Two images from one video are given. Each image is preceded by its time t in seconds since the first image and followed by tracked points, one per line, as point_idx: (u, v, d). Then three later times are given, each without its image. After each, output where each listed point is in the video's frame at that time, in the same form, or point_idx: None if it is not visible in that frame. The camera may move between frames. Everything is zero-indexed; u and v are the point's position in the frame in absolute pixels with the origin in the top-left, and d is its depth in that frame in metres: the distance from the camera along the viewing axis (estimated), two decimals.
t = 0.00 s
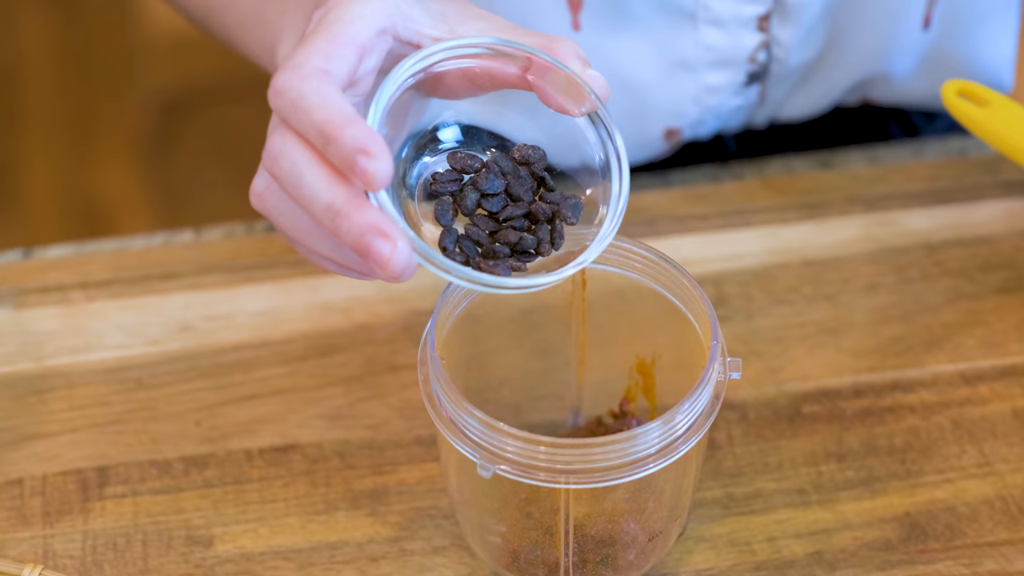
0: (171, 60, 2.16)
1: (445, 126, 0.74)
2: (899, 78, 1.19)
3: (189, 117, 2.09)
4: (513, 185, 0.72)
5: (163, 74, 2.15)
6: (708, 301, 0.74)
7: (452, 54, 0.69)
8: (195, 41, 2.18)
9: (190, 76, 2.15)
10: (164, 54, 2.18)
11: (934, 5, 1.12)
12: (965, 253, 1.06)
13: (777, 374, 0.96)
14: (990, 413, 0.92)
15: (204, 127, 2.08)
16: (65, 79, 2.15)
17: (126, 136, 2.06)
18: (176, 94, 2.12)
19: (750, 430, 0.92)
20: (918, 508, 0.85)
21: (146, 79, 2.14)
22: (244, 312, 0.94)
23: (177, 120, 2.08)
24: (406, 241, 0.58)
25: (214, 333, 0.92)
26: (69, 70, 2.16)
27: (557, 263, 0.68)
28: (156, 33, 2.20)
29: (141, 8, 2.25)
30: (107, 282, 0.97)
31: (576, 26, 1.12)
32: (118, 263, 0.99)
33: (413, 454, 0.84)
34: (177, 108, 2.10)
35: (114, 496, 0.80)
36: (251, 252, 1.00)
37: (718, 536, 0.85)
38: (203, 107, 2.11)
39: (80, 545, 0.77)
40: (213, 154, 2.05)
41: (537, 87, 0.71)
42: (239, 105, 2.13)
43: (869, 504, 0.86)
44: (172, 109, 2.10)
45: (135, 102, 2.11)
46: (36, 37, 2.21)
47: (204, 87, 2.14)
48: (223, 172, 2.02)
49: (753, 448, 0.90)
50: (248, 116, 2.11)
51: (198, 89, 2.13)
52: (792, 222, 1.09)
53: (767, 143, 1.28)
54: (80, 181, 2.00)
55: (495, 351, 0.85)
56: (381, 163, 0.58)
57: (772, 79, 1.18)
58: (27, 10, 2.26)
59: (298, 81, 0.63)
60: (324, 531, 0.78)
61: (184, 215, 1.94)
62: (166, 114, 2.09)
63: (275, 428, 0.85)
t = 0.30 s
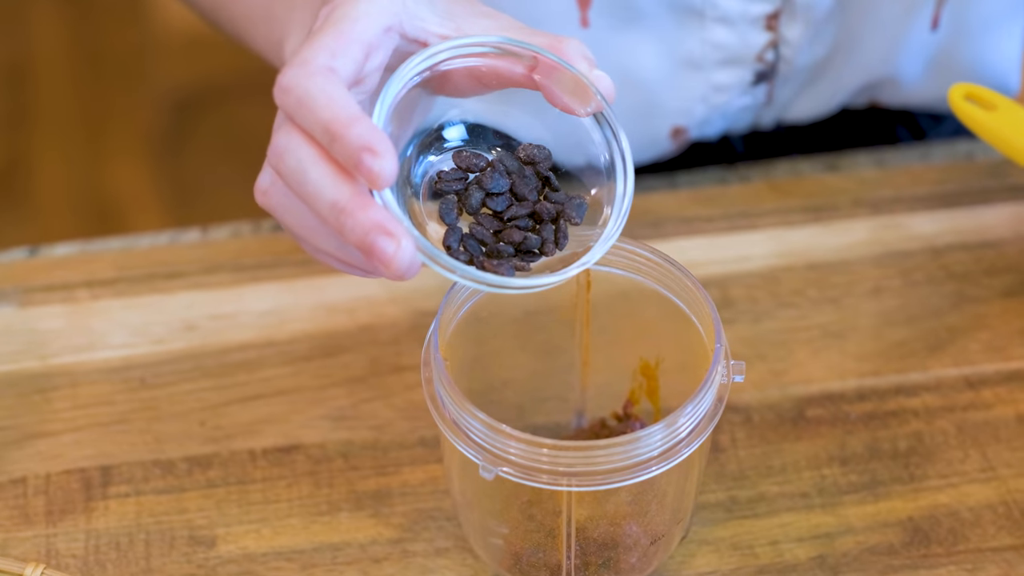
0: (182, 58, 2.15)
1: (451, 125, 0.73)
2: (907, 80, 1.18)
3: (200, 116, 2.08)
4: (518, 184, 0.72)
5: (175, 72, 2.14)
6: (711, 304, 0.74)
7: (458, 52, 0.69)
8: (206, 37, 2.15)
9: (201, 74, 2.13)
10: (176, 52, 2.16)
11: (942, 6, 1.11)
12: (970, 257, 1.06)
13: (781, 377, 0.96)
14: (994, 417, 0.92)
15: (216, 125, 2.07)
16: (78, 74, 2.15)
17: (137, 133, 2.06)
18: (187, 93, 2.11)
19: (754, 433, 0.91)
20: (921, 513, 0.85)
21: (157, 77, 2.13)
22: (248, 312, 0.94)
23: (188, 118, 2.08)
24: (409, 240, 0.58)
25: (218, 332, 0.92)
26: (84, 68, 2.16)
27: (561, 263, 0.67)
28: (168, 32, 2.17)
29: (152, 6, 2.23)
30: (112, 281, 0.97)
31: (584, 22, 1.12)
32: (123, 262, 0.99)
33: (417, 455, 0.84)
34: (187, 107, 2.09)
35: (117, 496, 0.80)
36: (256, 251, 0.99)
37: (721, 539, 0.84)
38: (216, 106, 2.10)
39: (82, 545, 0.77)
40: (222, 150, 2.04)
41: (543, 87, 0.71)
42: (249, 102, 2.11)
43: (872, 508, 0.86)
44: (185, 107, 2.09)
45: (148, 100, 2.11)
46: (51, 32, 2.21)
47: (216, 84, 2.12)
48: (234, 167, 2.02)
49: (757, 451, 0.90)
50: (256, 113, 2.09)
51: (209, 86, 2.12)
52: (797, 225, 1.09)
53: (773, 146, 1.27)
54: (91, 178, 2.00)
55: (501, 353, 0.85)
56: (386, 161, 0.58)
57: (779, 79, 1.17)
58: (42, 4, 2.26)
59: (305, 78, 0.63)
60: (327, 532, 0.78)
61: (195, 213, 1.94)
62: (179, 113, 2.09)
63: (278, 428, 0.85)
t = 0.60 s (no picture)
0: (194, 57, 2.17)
1: (457, 124, 0.73)
2: (914, 84, 1.18)
3: (211, 115, 2.09)
4: (525, 184, 0.72)
5: (186, 71, 2.15)
6: (713, 307, 0.74)
7: (466, 52, 0.69)
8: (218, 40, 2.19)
9: (212, 74, 2.15)
10: (187, 51, 2.18)
11: (950, 10, 1.11)
12: (976, 261, 1.06)
13: (785, 380, 0.96)
14: (998, 422, 0.92)
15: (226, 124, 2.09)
16: (88, 72, 2.15)
17: (147, 130, 2.06)
18: (198, 92, 2.12)
19: (757, 436, 0.91)
20: (924, 517, 0.85)
21: (168, 76, 2.15)
22: (252, 312, 0.94)
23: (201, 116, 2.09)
24: (415, 238, 0.58)
25: (222, 332, 0.92)
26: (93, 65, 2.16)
27: (567, 263, 0.67)
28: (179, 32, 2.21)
29: (163, 6, 2.25)
30: (117, 281, 0.97)
31: (590, 26, 1.12)
32: (128, 262, 0.99)
33: (420, 456, 0.84)
34: (199, 105, 2.10)
35: (119, 495, 0.80)
36: (260, 252, 0.99)
37: (723, 542, 0.84)
38: (227, 104, 2.12)
39: (84, 544, 0.77)
40: (232, 149, 2.05)
41: (551, 86, 0.71)
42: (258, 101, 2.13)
43: (875, 512, 0.85)
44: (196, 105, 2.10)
45: (159, 98, 2.12)
46: (58, 32, 2.21)
47: (226, 83, 2.15)
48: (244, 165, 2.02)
49: (760, 455, 0.90)
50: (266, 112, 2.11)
51: (220, 85, 2.14)
52: (803, 228, 1.09)
53: (781, 147, 1.28)
54: (103, 176, 2.00)
55: (502, 355, 0.85)
56: (392, 159, 0.58)
57: (785, 82, 1.17)
58: (49, 4, 2.26)
59: (312, 76, 0.63)
60: (328, 532, 0.78)
61: (204, 213, 1.94)
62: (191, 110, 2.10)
63: (281, 429, 0.85)
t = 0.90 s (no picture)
0: (202, 56, 2.17)
1: (457, 138, 0.73)
2: (917, 94, 1.17)
3: (219, 115, 2.09)
4: (524, 197, 0.72)
5: (195, 70, 2.15)
6: (713, 311, 0.73)
7: (466, 66, 0.68)
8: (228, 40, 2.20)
9: (222, 73, 2.15)
10: (195, 51, 2.18)
11: (952, 19, 1.11)
12: (978, 267, 1.06)
13: (786, 385, 0.95)
14: (999, 428, 0.91)
15: (235, 124, 2.08)
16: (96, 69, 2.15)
17: (157, 129, 2.06)
18: (206, 91, 2.12)
19: (757, 441, 0.91)
20: (924, 523, 0.85)
21: (177, 75, 2.15)
22: (253, 313, 0.93)
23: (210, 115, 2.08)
24: (414, 253, 0.58)
25: (224, 333, 0.92)
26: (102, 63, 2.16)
27: (564, 278, 0.68)
28: (189, 31, 2.21)
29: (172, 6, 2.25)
30: (119, 282, 0.97)
31: (594, 29, 1.12)
32: (130, 263, 0.99)
33: (420, 459, 0.84)
34: (206, 103, 2.10)
35: (119, 496, 0.80)
36: (262, 253, 0.99)
37: (723, 547, 0.84)
38: (235, 104, 2.11)
39: (83, 545, 0.77)
40: (241, 149, 2.05)
41: (552, 101, 0.70)
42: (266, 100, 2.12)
43: (874, 518, 0.85)
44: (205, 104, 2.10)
45: (167, 97, 2.11)
46: (67, 31, 2.21)
47: (235, 82, 2.14)
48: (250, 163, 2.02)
49: (761, 460, 0.90)
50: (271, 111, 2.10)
51: (228, 84, 2.14)
52: (805, 233, 1.09)
53: (783, 151, 1.28)
54: (110, 174, 2.00)
55: (503, 359, 0.84)
56: (391, 174, 0.58)
57: (789, 90, 1.17)
58: (58, 2, 2.27)
59: (312, 89, 0.63)
60: (328, 535, 0.78)
61: (209, 213, 1.93)
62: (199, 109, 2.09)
63: (282, 430, 0.85)
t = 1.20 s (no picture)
0: (214, 58, 2.18)
1: (464, 139, 0.73)
2: (922, 99, 1.17)
3: (229, 116, 2.10)
4: (532, 199, 0.72)
5: (206, 71, 2.17)
6: (716, 315, 0.73)
7: (472, 67, 0.68)
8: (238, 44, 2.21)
9: (233, 75, 2.16)
10: (207, 52, 2.19)
11: (958, 23, 1.11)
12: (982, 271, 1.05)
13: (789, 389, 0.95)
14: (1001, 432, 0.91)
15: (245, 125, 2.09)
16: (105, 67, 2.16)
17: (166, 129, 2.07)
18: (217, 92, 2.13)
19: (759, 444, 0.91)
20: (926, 527, 0.84)
21: (186, 76, 2.15)
22: (257, 315, 0.94)
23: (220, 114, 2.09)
24: (420, 253, 0.57)
25: (228, 335, 0.92)
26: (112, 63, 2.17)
27: (570, 280, 0.68)
28: (200, 33, 2.22)
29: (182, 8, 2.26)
30: (123, 283, 0.97)
31: (600, 36, 1.12)
32: (134, 264, 0.99)
33: (421, 461, 0.84)
34: (217, 104, 2.11)
35: (121, 497, 0.80)
36: (266, 255, 1.00)
37: (724, 550, 0.84)
38: (246, 105, 2.12)
39: (86, 545, 0.77)
40: (252, 150, 2.05)
41: (558, 103, 0.70)
42: (274, 101, 2.13)
43: (877, 522, 0.85)
44: (215, 104, 2.11)
45: (177, 97, 2.12)
46: (77, 32, 2.22)
47: (246, 84, 2.15)
48: (257, 164, 2.03)
49: (763, 463, 0.90)
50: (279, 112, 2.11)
51: (239, 85, 2.15)
52: (808, 236, 1.09)
53: (787, 155, 1.28)
54: (118, 173, 2.01)
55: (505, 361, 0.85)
56: (398, 175, 0.58)
57: (794, 96, 1.17)
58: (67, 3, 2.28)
59: (319, 90, 0.63)
60: (330, 536, 0.78)
61: (219, 215, 1.93)
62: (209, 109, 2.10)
63: (285, 432, 0.85)
